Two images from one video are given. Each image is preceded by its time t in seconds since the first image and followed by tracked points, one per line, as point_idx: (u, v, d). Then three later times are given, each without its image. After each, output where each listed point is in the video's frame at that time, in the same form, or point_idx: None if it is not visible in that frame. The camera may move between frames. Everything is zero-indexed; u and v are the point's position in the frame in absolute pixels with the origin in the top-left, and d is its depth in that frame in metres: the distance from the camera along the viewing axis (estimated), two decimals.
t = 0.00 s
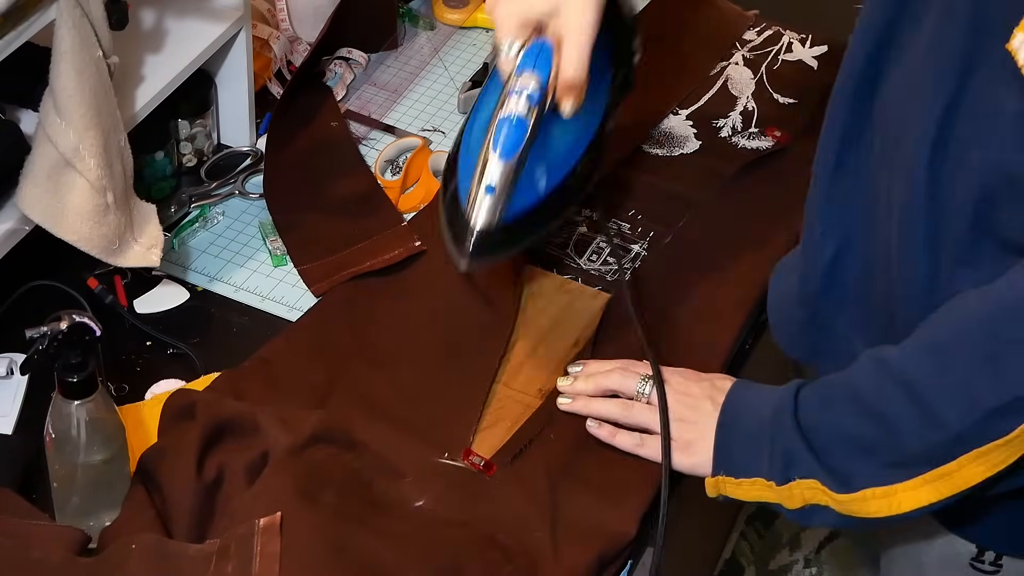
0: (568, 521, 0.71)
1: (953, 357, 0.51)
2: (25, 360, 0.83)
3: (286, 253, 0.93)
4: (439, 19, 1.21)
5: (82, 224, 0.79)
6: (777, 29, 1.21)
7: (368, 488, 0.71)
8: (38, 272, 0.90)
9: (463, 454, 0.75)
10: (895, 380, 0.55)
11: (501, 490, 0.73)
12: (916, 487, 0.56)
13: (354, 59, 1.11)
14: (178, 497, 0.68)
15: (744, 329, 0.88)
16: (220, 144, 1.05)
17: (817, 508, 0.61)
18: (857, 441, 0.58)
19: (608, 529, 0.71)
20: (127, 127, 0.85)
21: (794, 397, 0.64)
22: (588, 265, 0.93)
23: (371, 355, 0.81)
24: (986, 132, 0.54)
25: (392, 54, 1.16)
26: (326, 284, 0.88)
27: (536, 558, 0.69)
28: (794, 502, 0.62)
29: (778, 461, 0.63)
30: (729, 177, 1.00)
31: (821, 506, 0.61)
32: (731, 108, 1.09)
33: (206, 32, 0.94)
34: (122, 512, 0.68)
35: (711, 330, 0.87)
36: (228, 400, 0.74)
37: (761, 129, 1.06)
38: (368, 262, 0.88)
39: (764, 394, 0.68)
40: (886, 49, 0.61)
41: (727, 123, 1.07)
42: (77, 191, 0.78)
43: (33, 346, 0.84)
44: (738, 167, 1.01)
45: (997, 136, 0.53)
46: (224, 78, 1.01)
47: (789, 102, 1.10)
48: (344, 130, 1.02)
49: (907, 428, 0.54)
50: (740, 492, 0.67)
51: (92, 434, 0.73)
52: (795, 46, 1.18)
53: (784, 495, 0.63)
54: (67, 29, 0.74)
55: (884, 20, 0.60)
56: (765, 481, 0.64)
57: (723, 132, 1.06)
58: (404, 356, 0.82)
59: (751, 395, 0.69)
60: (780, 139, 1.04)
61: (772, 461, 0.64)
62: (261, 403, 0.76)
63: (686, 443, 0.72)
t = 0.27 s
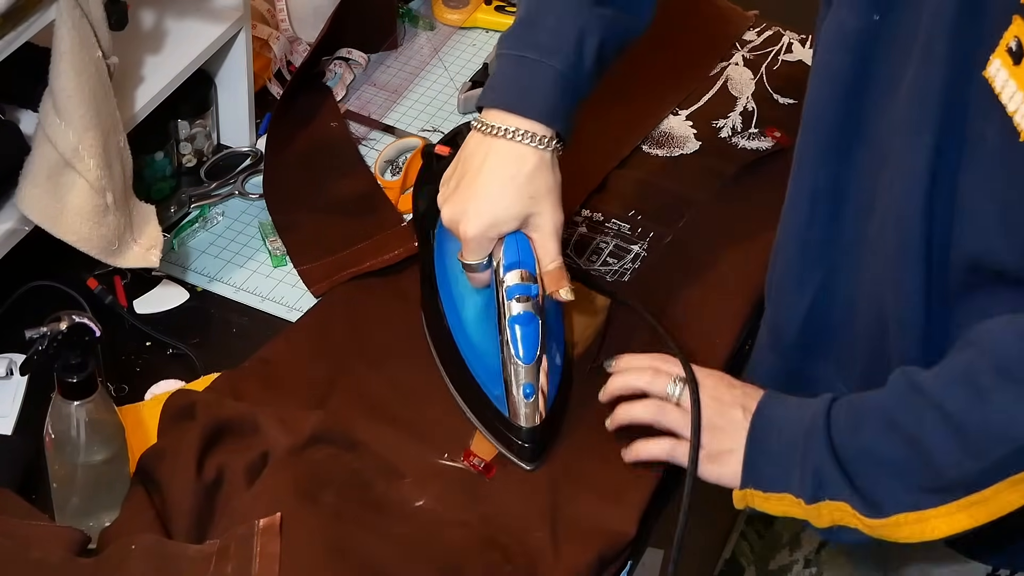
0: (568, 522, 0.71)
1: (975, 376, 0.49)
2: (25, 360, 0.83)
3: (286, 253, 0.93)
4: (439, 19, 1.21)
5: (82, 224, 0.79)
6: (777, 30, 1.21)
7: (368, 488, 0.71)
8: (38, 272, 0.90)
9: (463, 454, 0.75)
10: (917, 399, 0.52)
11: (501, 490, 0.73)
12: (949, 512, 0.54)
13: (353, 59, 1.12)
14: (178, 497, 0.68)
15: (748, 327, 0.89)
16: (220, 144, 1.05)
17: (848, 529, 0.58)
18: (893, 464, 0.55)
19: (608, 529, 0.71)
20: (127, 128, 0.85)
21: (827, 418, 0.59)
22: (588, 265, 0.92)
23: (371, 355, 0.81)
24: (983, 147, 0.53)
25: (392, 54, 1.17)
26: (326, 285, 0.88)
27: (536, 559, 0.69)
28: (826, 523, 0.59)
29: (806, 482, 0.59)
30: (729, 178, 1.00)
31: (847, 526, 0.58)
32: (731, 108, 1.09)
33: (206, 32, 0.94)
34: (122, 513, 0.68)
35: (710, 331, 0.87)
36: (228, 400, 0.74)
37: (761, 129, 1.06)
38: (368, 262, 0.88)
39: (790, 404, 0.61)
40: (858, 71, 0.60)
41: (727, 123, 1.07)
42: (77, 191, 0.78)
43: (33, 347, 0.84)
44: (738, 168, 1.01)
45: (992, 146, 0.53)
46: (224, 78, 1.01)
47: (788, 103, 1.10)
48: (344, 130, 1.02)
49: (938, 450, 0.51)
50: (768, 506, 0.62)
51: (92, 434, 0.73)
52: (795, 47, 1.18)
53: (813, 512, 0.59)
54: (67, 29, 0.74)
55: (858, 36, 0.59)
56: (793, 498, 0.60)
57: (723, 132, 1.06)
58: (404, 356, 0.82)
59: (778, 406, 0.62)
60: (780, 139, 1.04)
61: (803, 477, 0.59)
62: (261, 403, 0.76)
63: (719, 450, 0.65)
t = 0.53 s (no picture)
0: (568, 522, 0.71)
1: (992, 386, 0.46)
2: (25, 360, 0.83)
3: (286, 253, 0.93)
4: (439, 19, 1.21)
5: (82, 224, 0.79)
6: (777, 29, 1.21)
7: (368, 488, 0.71)
8: (38, 272, 0.90)
9: (463, 455, 0.75)
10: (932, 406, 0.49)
11: (501, 490, 0.73)
12: (953, 512, 0.51)
13: (354, 59, 1.12)
14: (179, 497, 0.68)
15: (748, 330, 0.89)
16: (220, 144, 1.05)
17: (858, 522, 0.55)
18: (904, 463, 0.52)
19: (608, 529, 0.71)
20: (127, 127, 0.85)
21: (851, 412, 0.55)
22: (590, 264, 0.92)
23: (371, 355, 0.81)
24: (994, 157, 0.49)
25: (392, 55, 1.16)
26: (327, 285, 0.88)
27: (537, 559, 0.69)
28: (837, 513, 0.55)
29: (822, 467, 0.56)
30: (729, 178, 1.00)
31: (856, 519, 0.55)
32: (731, 108, 1.09)
33: (206, 32, 0.94)
34: (123, 513, 0.68)
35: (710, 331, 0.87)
36: (228, 400, 0.74)
37: (761, 130, 1.06)
38: (368, 262, 0.88)
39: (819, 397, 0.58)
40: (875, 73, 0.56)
41: (727, 123, 1.07)
42: (77, 190, 0.78)
43: (33, 347, 0.84)
44: (738, 168, 1.01)
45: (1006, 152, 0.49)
46: (224, 78, 1.01)
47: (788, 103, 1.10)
48: (344, 130, 1.02)
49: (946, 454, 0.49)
50: (786, 490, 0.58)
51: (92, 434, 0.73)
52: (795, 47, 1.18)
53: (825, 500, 0.56)
54: (67, 29, 0.74)
55: (874, 35, 0.55)
56: (810, 484, 0.56)
57: (723, 132, 1.06)
58: (404, 356, 0.82)
59: (818, 396, 0.58)
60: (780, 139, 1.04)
61: (820, 464, 0.56)
62: (261, 403, 0.76)
63: (744, 426, 0.64)
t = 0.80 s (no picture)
0: (568, 522, 0.71)
1: (996, 421, 0.45)
2: (25, 360, 0.83)
3: (286, 253, 0.93)
4: (439, 19, 1.21)
5: (82, 224, 0.79)
6: (777, 29, 1.21)
7: (368, 489, 0.71)
8: (38, 272, 0.90)
9: (464, 455, 0.75)
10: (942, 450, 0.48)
11: (501, 490, 0.73)
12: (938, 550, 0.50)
13: (354, 59, 1.12)
14: (179, 497, 0.68)
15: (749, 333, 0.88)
16: (220, 144, 1.05)
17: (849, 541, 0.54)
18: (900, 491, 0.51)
19: (608, 528, 0.71)
20: (127, 127, 0.85)
21: (847, 422, 0.54)
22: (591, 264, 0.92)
23: (371, 355, 0.81)
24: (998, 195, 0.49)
25: (392, 55, 1.16)
26: (327, 285, 0.88)
27: (537, 559, 0.69)
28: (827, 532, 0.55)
29: (814, 486, 0.54)
30: (729, 178, 1.00)
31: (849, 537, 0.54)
32: (731, 108, 1.09)
33: (206, 32, 0.94)
34: (122, 513, 0.68)
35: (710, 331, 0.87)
36: (228, 400, 0.73)
37: (761, 130, 1.06)
38: (368, 262, 0.88)
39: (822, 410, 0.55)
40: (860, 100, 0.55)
41: (727, 123, 1.07)
42: (77, 191, 0.78)
43: (32, 347, 0.84)
44: (738, 168, 1.01)
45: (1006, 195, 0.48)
46: (224, 78, 1.01)
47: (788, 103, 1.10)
48: (344, 130, 1.02)
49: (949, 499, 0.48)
50: (781, 503, 0.57)
51: (91, 434, 0.73)
52: (795, 47, 1.18)
53: (818, 519, 0.55)
54: (67, 29, 0.74)
55: (866, 69, 0.53)
56: (802, 500, 0.56)
57: (723, 132, 1.06)
58: (403, 356, 0.82)
59: (810, 409, 0.56)
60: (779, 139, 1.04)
61: (813, 479, 0.54)
62: (261, 403, 0.76)
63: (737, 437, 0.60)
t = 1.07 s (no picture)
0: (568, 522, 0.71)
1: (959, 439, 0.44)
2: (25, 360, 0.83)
3: (286, 253, 0.93)
4: (440, 19, 1.21)
5: (82, 224, 0.79)
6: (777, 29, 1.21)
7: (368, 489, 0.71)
8: (39, 272, 0.90)
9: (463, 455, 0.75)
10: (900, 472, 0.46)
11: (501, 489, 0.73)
12: None
13: (354, 59, 1.12)
14: (178, 497, 0.68)
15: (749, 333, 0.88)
16: (220, 144, 1.05)
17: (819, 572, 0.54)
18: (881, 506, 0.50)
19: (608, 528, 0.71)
20: (127, 127, 0.85)
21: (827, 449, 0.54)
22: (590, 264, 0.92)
23: (371, 356, 0.81)
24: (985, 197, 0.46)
25: (392, 54, 1.17)
26: (327, 285, 0.88)
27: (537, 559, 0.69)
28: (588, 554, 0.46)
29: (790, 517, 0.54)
30: (729, 178, 1.00)
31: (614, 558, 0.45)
32: (731, 108, 1.09)
33: (206, 32, 0.94)
34: (122, 512, 0.68)
35: (709, 332, 0.87)
36: (228, 400, 0.74)
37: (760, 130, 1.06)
38: (368, 262, 0.88)
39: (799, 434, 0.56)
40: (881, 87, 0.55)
41: (727, 123, 1.07)
42: (78, 190, 0.78)
43: (33, 347, 0.84)
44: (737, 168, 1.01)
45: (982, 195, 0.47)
46: (224, 78, 1.01)
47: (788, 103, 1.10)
48: (344, 130, 1.02)
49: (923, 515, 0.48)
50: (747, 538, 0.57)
51: (92, 434, 0.73)
52: (795, 47, 1.18)
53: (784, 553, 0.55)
54: (67, 29, 0.74)
55: (884, 52, 0.54)
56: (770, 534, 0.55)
57: (723, 132, 1.06)
58: (403, 356, 0.82)
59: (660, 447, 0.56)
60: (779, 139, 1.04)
61: (563, 498, 0.46)
62: (261, 403, 0.76)
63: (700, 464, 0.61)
